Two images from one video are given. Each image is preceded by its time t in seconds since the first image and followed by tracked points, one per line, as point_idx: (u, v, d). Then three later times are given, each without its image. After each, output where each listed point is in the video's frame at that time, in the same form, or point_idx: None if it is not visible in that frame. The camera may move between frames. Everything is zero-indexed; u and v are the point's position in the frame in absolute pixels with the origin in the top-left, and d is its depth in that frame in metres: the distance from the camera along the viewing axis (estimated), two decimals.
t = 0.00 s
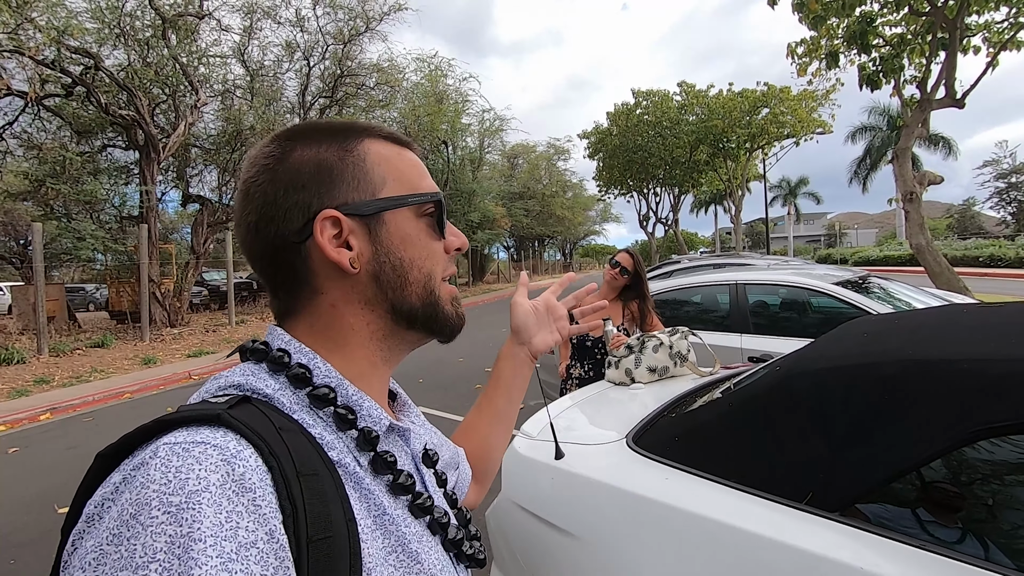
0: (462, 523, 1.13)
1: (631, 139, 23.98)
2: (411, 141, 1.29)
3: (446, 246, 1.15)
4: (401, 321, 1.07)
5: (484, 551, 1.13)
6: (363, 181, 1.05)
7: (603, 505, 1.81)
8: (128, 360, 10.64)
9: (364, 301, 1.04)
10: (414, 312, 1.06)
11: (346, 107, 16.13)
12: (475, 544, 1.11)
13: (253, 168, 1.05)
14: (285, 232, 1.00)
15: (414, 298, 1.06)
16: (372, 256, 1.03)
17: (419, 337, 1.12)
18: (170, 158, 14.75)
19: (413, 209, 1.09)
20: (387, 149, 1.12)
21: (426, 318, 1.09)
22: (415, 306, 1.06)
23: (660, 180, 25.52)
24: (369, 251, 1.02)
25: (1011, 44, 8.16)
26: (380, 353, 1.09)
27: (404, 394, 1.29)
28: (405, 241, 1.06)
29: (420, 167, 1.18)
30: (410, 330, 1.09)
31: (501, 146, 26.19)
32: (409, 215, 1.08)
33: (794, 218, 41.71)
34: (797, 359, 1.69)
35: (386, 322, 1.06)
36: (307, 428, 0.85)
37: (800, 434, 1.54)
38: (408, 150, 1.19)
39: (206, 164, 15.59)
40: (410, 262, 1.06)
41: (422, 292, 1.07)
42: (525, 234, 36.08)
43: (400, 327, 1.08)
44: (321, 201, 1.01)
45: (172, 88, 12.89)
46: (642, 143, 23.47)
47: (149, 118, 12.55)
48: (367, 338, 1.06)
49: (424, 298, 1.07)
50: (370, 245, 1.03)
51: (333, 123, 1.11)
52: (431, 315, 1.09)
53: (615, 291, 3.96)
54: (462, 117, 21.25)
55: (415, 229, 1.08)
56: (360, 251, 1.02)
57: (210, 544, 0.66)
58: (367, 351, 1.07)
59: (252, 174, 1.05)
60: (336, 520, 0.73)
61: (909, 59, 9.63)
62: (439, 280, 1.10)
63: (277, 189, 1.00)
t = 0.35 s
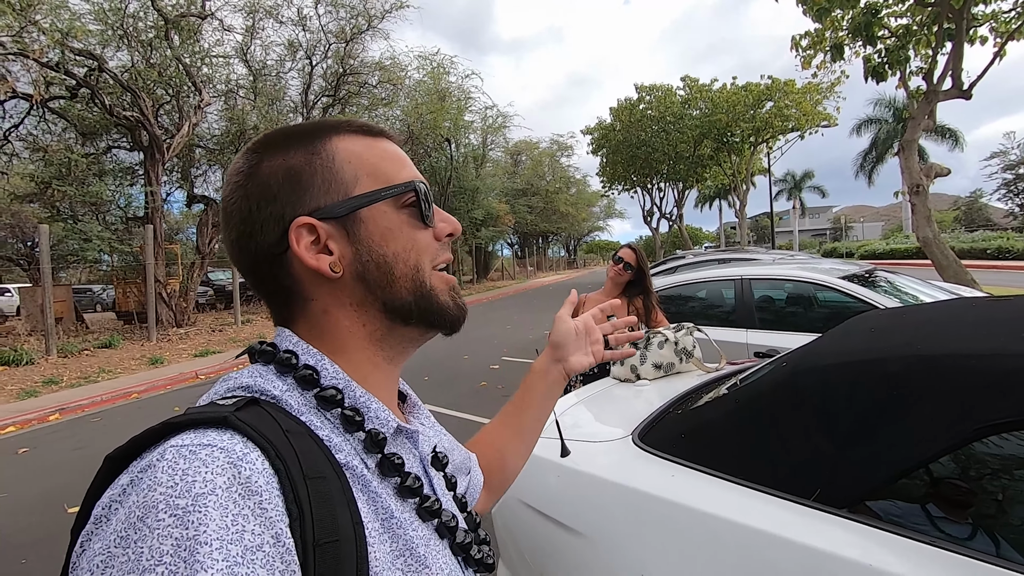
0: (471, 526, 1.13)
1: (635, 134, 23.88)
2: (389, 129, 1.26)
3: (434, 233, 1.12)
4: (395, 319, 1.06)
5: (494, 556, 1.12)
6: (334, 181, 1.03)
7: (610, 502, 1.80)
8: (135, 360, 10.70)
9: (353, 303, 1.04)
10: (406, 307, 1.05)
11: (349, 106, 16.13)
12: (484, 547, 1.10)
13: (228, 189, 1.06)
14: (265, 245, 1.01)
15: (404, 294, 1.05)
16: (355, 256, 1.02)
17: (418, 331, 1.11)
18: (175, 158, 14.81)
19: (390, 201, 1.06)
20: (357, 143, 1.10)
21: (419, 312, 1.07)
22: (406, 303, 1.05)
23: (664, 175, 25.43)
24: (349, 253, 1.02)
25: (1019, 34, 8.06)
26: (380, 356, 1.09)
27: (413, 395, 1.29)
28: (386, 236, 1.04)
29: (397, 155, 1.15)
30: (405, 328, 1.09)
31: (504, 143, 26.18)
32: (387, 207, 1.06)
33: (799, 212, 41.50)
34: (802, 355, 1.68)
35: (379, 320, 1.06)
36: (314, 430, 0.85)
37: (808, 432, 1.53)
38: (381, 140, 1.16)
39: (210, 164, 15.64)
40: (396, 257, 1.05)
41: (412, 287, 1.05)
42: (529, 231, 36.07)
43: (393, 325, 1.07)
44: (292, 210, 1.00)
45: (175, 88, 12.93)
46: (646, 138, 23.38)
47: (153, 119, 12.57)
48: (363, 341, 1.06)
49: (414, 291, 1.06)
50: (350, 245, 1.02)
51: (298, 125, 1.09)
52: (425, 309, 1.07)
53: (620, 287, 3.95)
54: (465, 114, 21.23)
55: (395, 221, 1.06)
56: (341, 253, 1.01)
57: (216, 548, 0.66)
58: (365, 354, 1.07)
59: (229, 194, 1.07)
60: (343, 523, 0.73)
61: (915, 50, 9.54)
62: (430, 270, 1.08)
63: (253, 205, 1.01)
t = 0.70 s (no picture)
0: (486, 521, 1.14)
1: (638, 133, 23.82)
2: (403, 126, 1.26)
3: (442, 230, 1.11)
4: (401, 320, 1.07)
5: (509, 551, 1.13)
6: (338, 181, 1.04)
7: (616, 500, 1.81)
8: (140, 359, 10.75)
9: (359, 303, 1.05)
10: (412, 309, 1.06)
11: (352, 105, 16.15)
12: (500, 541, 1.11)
13: (242, 192, 1.10)
14: (274, 247, 1.04)
15: (410, 293, 1.05)
16: (358, 258, 1.03)
17: (428, 331, 1.11)
18: (179, 158, 14.87)
19: (394, 200, 1.06)
20: (363, 141, 1.10)
21: (425, 313, 1.07)
22: (410, 305, 1.05)
23: (667, 175, 25.38)
24: (351, 254, 1.03)
25: None
26: (389, 356, 1.11)
27: (428, 392, 1.30)
28: (389, 236, 1.04)
29: (406, 152, 1.15)
30: (411, 329, 1.09)
31: (507, 141, 26.20)
32: (390, 206, 1.05)
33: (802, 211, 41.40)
34: (808, 353, 1.68)
35: (386, 323, 1.07)
36: (330, 427, 0.86)
37: (815, 431, 1.53)
38: (391, 135, 1.16)
39: (214, 164, 15.71)
40: (401, 259, 1.05)
41: (418, 287, 1.05)
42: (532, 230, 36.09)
43: (399, 327, 1.08)
44: (297, 211, 1.02)
45: (179, 88, 12.97)
46: (649, 137, 23.32)
47: (157, 119, 12.61)
48: (373, 341, 1.08)
49: (420, 291, 1.06)
50: (353, 247, 1.03)
51: (306, 125, 1.11)
52: (431, 309, 1.07)
53: (624, 286, 3.93)
54: (468, 113, 21.26)
55: (399, 220, 1.06)
56: (344, 256, 1.03)
57: (236, 543, 0.67)
58: (376, 355, 1.09)
59: (243, 197, 1.10)
60: (359, 518, 0.74)
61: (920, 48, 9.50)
62: (437, 271, 1.07)
63: (261, 207, 1.05)
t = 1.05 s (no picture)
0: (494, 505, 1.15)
1: (636, 135, 23.87)
2: (419, 115, 1.27)
3: (453, 220, 1.13)
4: (408, 305, 1.08)
5: (517, 536, 1.15)
6: (351, 165, 1.06)
7: (615, 495, 1.82)
8: (137, 357, 10.74)
9: (367, 287, 1.07)
10: (418, 295, 1.07)
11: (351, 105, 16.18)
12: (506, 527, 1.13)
13: (257, 174, 1.13)
14: (285, 228, 1.07)
15: (416, 281, 1.06)
16: (367, 242, 1.04)
17: (435, 319, 1.13)
18: (178, 157, 14.88)
19: (407, 185, 1.08)
20: (379, 126, 1.12)
21: (432, 300, 1.08)
22: (416, 292, 1.07)
23: (666, 177, 25.45)
24: (362, 238, 1.04)
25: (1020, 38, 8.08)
26: (394, 342, 1.12)
27: (435, 378, 1.32)
28: (399, 221, 1.06)
29: (422, 140, 1.17)
30: (418, 317, 1.10)
31: (505, 143, 26.28)
32: (402, 191, 1.07)
33: (800, 214, 41.57)
34: (805, 352, 1.70)
35: (392, 309, 1.08)
36: (338, 416, 0.87)
37: (812, 428, 1.54)
38: (406, 123, 1.18)
39: (213, 163, 15.72)
40: (409, 245, 1.06)
41: (424, 274, 1.06)
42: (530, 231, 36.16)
43: (406, 312, 1.09)
44: (310, 193, 1.04)
45: (178, 87, 13.00)
46: (648, 140, 23.38)
47: (156, 117, 12.63)
48: (379, 327, 1.10)
49: (427, 279, 1.07)
50: (363, 231, 1.05)
51: (323, 109, 1.13)
52: (439, 296, 1.08)
53: (621, 287, 3.94)
54: (467, 114, 21.30)
55: (410, 205, 1.07)
56: (352, 240, 1.04)
57: (246, 531, 0.68)
58: (382, 341, 1.11)
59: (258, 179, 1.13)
60: (368, 506, 0.76)
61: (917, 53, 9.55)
62: (445, 259, 1.09)
63: (275, 187, 1.07)
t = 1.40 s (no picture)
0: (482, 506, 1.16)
1: (631, 145, 24.03)
2: (464, 149, 1.34)
3: (475, 242, 1.16)
4: (419, 307, 1.09)
5: (504, 536, 1.16)
6: (396, 170, 1.10)
7: (608, 500, 1.83)
8: (130, 365, 10.67)
9: (382, 282, 1.07)
10: (429, 300, 1.08)
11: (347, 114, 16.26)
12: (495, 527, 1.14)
13: (310, 154, 1.16)
14: (320, 212, 1.09)
15: (431, 287, 1.08)
16: (392, 241, 1.06)
17: (440, 327, 1.14)
18: (172, 164, 14.88)
19: (442, 201, 1.11)
20: (430, 147, 1.18)
21: (442, 308, 1.10)
22: (430, 296, 1.08)
23: (660, 186, 25.59)
24: (387, 235, 1.06)
25: (1008, 50, 8.21)
26: (397, 339, 1.12)
27: (427, 383, 1.33)
28: (425, 229, 1.08)
29: (464, 167, 1.22)
30: (427, 320, 1.11)
31: (501, 151, 26.40)
32: (434, 204, 1.10)
33: (793, 223, 41.82)
34: (796, 354, 1.73)
35: (401, 308, 1.09)
36: (340, 408, 0.89)
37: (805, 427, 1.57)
38: (453, 151, 1.24)
39: (208, 170, 15.72)
40: (431, 253, 1.08)
41: (441, 280, 1.08)
42: (525, 239, 36.25)
43: (416, 313, 1.10)
44: (355, 183, 1.08)
45: (174, 94, 13.00)
46: (642, 149, 23.53)
47: (152, 124, 12.65)
48: (386, 321, 1.10)
49: (441, 287, 1.09)
50: (390, 229, 1.07)
51: (383, 118, 1.19)
52: (450, 305, 1.10)
53: (614, 294, 3.96)
54: (463, 122, 21.40)
55: (440, 218, 1.10)
56: (380, 236, 1.06)
57: (255, 511, 0.70)
58: (389, 334, 1.11)
59: (305, 161, 1.16)
60: (368, 495, 0.77)
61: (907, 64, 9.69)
62: (461, 273, 1.11)
63: (322, 172, 1.11)
